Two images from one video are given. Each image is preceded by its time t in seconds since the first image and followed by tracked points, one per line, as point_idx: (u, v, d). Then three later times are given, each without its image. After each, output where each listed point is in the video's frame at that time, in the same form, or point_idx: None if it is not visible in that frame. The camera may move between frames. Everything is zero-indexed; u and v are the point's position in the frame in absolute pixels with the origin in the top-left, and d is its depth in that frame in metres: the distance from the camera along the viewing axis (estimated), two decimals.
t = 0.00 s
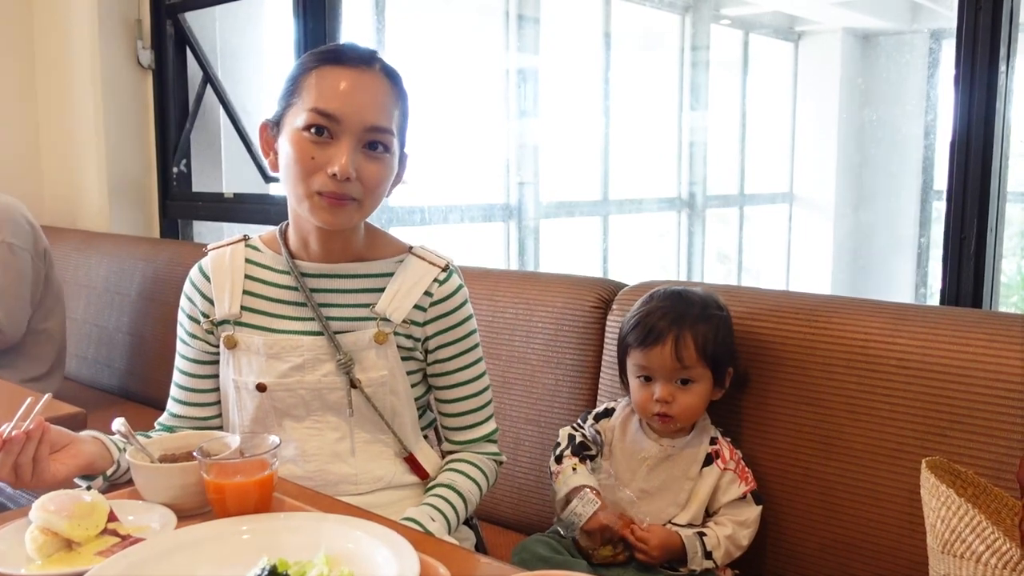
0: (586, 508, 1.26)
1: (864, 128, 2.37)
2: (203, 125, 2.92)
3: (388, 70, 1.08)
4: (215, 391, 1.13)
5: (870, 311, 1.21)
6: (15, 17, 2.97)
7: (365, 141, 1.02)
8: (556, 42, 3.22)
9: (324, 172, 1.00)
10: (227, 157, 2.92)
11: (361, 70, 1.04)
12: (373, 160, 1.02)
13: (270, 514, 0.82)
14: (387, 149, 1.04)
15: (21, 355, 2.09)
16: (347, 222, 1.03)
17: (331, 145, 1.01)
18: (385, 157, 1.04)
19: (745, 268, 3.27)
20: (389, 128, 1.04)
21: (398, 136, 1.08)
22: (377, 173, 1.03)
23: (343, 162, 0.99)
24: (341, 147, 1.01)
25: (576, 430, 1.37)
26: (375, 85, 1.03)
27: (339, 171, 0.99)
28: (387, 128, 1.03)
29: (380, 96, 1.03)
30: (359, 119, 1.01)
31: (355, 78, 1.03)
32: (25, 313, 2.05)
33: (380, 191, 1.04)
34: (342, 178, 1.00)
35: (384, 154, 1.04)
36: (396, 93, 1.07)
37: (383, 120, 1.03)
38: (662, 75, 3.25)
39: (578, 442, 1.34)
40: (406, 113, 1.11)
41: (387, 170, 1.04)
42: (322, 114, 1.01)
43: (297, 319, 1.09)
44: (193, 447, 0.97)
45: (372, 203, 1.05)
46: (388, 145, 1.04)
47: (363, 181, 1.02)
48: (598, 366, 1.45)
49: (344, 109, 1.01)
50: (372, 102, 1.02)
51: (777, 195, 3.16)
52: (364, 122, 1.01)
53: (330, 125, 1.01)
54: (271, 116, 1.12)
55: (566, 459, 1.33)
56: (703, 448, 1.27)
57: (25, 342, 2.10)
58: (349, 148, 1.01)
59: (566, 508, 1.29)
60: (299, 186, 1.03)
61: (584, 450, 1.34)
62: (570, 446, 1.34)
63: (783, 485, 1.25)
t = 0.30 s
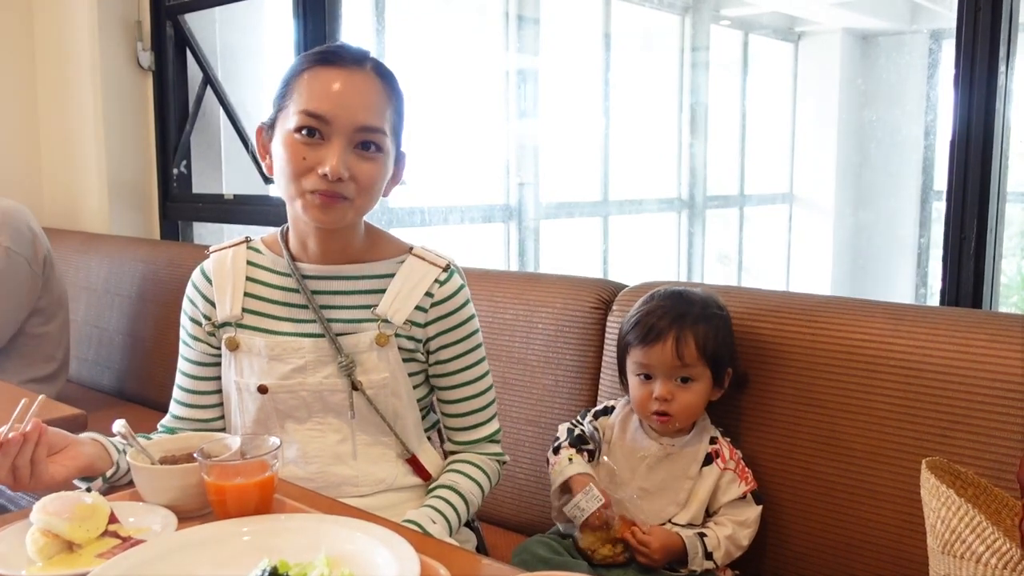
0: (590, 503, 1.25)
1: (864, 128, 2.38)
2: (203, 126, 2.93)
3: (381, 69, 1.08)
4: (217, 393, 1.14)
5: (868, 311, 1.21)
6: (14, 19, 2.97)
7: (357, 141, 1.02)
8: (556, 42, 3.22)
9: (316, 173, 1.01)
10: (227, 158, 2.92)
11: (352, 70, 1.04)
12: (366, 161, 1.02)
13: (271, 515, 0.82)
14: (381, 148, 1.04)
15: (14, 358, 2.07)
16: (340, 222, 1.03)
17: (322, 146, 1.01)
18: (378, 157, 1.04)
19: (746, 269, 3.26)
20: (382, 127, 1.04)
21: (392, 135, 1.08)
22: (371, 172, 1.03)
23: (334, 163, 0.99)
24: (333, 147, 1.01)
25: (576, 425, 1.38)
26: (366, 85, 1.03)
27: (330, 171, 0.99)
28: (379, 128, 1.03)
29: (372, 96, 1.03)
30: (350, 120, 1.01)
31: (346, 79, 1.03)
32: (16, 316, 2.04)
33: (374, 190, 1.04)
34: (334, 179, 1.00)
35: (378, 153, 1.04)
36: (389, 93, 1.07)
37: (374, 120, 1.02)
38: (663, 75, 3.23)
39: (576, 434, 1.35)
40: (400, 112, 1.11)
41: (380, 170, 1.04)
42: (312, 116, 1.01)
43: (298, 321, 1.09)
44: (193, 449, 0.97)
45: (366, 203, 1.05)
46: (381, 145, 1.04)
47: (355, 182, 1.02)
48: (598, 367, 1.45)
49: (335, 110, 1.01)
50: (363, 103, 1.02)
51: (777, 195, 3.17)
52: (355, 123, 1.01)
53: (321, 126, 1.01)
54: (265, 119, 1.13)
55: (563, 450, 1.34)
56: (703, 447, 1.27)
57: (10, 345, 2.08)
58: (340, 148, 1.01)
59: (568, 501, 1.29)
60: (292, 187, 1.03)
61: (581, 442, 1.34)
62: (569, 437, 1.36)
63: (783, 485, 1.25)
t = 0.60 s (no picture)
0: (591, 504, 1.26)
1: (862, 129, 2.39)
2: (202, 128, 2.93)
3: (383, 69, 1.08)
4: (216, 394, 1.14)
5: (868, 312, 1.21)
6: (14, 22, 2.97)
7: (358, 143, 1.02)
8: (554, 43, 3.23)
9: (317, 175, 1.01)
10: (225, 159, 2.92)
11: (353, 72, 1.04)
12: (367, 163, 1.02)
13: (271, 516, 0.82)
14: (382, 150, 1.04)
15: (15, 361, 2.07)
16: (342, 224, 1.03)
17: (324, 148, 1.01)
18: (379, 158, 1.04)
19: (746, 270, 3.25)
20: (384, 128, 1.04)
21: (394, 137, 1.08)
22: (373, 174, 1.03)
23: (335, 166, 0.99)
24: (334, 150, 1.01)
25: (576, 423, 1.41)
26: (367, 86, 1.03)
27: (332, 173, 0.99)
28: (381, 129, 1.03)
29: (373, 96, 1.03)
30: (351, 122, 1.01)
31: (347, 80, 1.03)
32: (17, 319, 2.04)
33: (376, 192, 1.04)
34: (336, 181, 1.00)
35: (379, 155, 1.04)
36: (391, 93, 1.07)
37: (377, 121, 1.02)
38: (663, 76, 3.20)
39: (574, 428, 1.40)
40: (402, 112, 1.11)
41: (382, 172, 1.04)
42: (314, 118, 1.01)
43: (299, 323, 1.09)
44: (193, 449, 0.97)
45: (368, 205, 1.05)
46: (382, 147, 1.04)
47: (357, 184, 1.02)
48: (598, 368, 1.45)
49: (337, 112, 1.01)
50: (364, 104, 1.02)
51: (775, 196, 3.14)
52: (357, 125, 1.01)
53: (322, 128, 1.01)
54: (267, 120, 1.13)
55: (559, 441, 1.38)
56: (702, 448, 1.27)
57: (12, 347, 2.08)
58: (342, 151, 1.01)
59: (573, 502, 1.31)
60: (294, 189, 1.03)
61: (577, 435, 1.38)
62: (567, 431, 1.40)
63: (783, 486, 1.25)
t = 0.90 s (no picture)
0: (591, 505, 1.28)
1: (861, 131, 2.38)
2: (201, 129, 2.93)
3: (384, 70, 1.08)
4: (217, 396, 1.14)
5: (868, 314, 1.21)
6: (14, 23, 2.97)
7: (360, 144, 1.02)
8: (554, 44, 3.22)
9: (319, 176, 1.01)
10: (224, 160, 2.92)
11: (355, 72, 1.04)
12: (369, 164, 1.02)
13: (270, 518, 0.82)
14: (383, 150, 1.04)
15: (15, 363, 2.07)
16: (344, 225, 1.03)
17: (324, 149, 1.01)
18: (381, 159, 1.04)
19: (745, 272, 3.24)
20: (385, 129, 1.04)
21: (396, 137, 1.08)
22: (374, 175, 1.03)
23: (337, 166, 0.99)
24: (335, 151, 1.01)
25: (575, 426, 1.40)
26: (369, 87, 1.03)
27: (333, 174, 0.99)
28: (383, 130, 1.03)
29: (374, 97, 1.03)
30: (353, 122, 1.01)
31: (349, 80, 1.03)
32: (16, 321, 2.04)
33: (377, 192, 1.04)
34: (337, 181, 1.00)
35: (381, 155, 1.04)
36: (392, 94, 1.07)
37: (378, 122, 1.02)
38: (660, 77, 3.23)
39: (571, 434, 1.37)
40: (404, 113, 1.11)
41: (383, 173, 1.04)
42: (315, 118, 1.01)
43: (301, 326, 1.09)
44: (193, 451, 0.97)
45: (370, 206, 1.05)
46: (384, 147, 1.04)
47: (359, 184, 1.02)
48: (597, 369, 1.45)
49: (337, 112, 1.01)
50: (365, 105, 1.02)
51: (774, 197, 3.14)
52: (358, 125, 1.01)
53: (323, 128, 1.01)
54: (268, 121, 1.13)
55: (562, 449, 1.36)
56: (700, 448, 1.27)
57: (12, 349, 2.08)
58: (343, 151, 1.01)
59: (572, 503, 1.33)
60: (295, 190, 1.03)
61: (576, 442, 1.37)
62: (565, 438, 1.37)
63: (782, 488, 1.25)
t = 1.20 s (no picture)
0: (594, 507, 1.27)
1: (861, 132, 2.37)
2: (200, 129, 2.93)
3: (381, 64, 1.08)
4: (220, 396, 1.13)
5: (868, 314, 1.21)
6: (15, 23, 2.98)
7: (357, 133, 1.02)
8: (554, 45, 3.22)
9: (315, 165, 1.00)
10: (224, 161, 2.92)
11: (351, 64, 1.05)
12: (367, 153, 1.02)
13: (270, 518, 0.82)
14: (380, 139, 1.03)
15: (14, 364, 2.07)
16: (344, 217, 1.03)
17: (320, 138, 1.01)
18: (379, 148, 1.03)
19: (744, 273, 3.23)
20: (382, 118, 1.04)
21: (395, 130, 1.08)
22: (372, 162, 1.02)
23: (333, 153, 0.99)
24: (332, 139, 1.01)
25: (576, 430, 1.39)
26: (364, 78, 1.04)
27: (329, 161, 0.99)
28: (378, 118, 1.03)
29: (369, 86, 1.04)
30: (348, 111, 1.01)
31: (344, 72, 1.03)
32: (14, 320, 2.04)
33: (376, 182, 1.03)
34: (333, 169, 0.99)
35: (378, 144, 1.03)
36: (389, 86, 1.07)
37: (373, 110, 1.02)
38: (661, 78, 3.24)
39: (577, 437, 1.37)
40: (404, 107, 1.11)
41: (382, 163, 1.04)
42: (310, 108, 1.01)
43: (304, 328, 1.09)
44: (192, 452, 0.97)
45: (370, 197, 1.04)
46: (382, 136, 1.03)
47: (357, 173, 1.01)
48: (597, 371, 1.45)
49: (332, 101, 1.01)
50: (360, 94, 1.02)
51: (775, 198, 3.13)
52: (354, 113, 1.01)
53: (319, 119, 1.01)
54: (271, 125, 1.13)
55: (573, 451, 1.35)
56: (703, 450, 1.27)
57: (10, 349, 2.08)
58: (339, 139, 1.01)
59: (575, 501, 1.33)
60: (294, 182, 1.03)
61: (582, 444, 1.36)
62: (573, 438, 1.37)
63: (781, 487, 1.26)
